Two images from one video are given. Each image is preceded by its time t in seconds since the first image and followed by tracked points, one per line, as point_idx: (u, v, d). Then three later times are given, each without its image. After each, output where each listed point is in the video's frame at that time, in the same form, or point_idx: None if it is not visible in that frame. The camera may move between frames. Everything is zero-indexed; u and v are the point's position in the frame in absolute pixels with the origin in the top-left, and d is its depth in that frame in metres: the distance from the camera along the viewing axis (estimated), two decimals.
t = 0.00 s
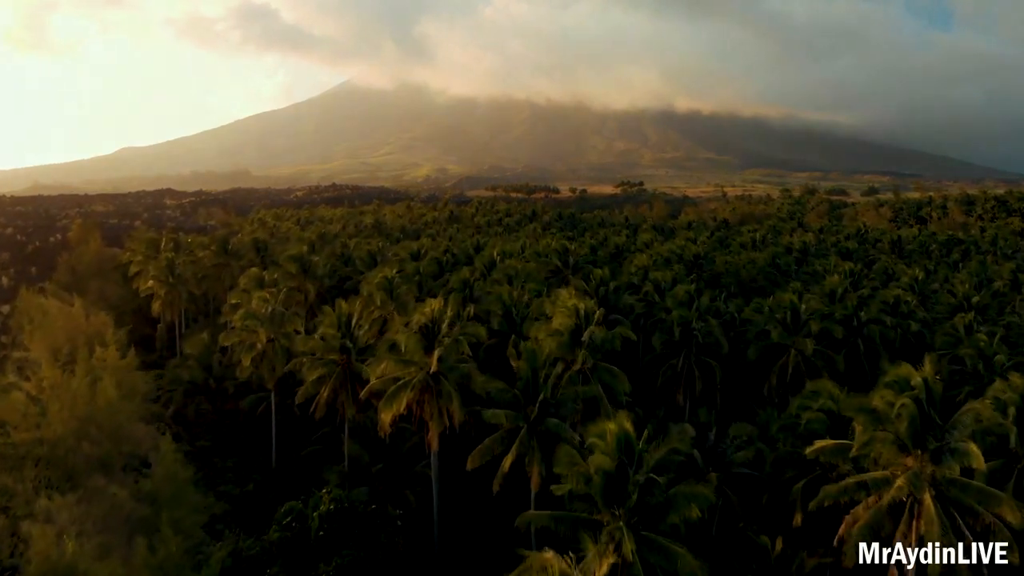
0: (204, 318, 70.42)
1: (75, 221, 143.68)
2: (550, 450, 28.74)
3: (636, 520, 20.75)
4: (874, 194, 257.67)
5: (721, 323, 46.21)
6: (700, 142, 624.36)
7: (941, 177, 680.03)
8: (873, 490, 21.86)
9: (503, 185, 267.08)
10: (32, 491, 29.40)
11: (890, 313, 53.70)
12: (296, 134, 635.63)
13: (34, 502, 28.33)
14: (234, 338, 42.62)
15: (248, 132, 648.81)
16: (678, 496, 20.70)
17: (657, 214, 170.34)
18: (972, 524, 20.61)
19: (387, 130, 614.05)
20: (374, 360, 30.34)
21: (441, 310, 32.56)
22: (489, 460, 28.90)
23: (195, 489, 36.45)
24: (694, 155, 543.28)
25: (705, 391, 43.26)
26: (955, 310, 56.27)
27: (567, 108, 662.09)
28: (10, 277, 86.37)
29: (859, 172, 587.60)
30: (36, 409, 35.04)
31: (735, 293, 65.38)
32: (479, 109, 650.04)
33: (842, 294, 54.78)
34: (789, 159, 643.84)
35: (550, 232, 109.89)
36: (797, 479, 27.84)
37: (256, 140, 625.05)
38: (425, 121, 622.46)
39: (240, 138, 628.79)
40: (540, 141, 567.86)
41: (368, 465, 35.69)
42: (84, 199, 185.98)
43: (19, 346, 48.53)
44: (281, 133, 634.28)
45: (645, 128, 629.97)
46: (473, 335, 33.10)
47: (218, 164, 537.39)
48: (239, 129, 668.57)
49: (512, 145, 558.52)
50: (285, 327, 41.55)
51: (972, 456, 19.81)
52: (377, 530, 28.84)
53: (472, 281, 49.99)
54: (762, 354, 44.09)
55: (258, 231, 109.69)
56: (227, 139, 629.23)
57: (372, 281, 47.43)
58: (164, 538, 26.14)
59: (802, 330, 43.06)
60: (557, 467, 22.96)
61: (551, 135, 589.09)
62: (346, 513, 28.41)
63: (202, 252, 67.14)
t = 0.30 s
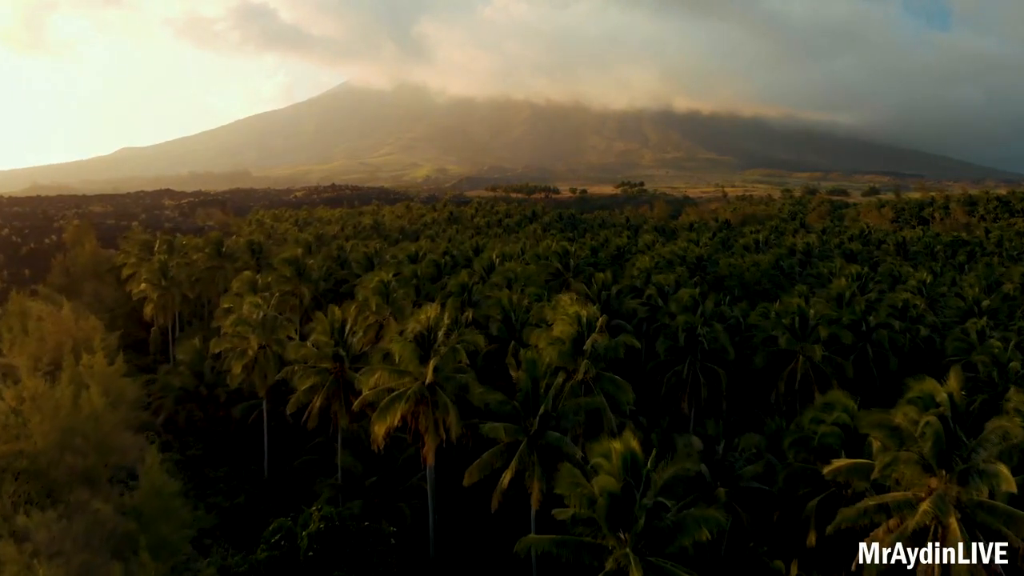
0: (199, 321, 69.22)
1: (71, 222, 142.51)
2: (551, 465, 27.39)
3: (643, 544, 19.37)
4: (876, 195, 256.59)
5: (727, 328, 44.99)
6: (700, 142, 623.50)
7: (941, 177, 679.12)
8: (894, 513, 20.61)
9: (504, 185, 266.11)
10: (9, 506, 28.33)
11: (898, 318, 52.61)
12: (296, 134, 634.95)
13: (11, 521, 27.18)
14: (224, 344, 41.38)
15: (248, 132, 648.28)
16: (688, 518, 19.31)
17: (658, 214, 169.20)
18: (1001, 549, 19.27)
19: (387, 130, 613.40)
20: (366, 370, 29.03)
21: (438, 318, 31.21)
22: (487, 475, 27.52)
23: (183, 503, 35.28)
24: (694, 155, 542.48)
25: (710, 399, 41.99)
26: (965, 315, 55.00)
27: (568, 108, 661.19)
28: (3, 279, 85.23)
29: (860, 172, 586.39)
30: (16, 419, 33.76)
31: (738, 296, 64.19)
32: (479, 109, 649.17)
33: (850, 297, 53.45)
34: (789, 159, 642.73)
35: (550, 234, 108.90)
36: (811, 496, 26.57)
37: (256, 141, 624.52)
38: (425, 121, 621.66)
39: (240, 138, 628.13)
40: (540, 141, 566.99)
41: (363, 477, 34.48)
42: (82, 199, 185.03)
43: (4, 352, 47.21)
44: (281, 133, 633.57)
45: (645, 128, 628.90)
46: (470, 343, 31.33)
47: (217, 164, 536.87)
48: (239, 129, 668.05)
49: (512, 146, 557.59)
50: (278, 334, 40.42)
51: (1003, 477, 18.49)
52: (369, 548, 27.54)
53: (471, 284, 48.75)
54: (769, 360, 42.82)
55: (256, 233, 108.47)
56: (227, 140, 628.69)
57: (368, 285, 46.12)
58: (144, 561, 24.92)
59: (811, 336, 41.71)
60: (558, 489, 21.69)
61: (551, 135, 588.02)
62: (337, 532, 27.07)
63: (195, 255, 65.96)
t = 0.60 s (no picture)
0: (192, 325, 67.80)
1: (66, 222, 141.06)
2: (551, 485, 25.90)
3: None
4: (878, 195, 255.18)
5: (733, 334, 43.60)
6: (700, 142, 622.13)
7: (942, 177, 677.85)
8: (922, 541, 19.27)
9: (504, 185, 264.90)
10: None
11: (907, 323, 51.28)
12: (295, 134, 633.67)
13: None
14: (212, 352, 39.94)
15: (247, 132, 647.27)
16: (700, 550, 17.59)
17: (659, 215, 167.85)
18: None
19: (387, 130, 612.22)
20: (358, 383, 27.51)
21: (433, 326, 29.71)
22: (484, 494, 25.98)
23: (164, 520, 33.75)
24: (694, 155, 541.14)
25: (717, 409, 40.61)
26: (976, 320, 53.57)
27: (568, 108, 659.93)
28: None
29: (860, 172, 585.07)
30: None
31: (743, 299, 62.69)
32: (479, 109, 648.45)
33: (859, 302, 51.95)
34: (790, 159, 641.37)
35: (551, 235, 107.63)
36: (828, 518, 25.26)
37: (256, 140, 623.29)
38: (425, 121, 620.50)
39: (239, 138, 626.91)
40: (540, 141, 565.75)
41: (355, 492, 33.04)
42: (78, 199, 183.57)
43: None
44: (281, 133, 632.41)
45: (645, 128, 627.54)
46: (466, 354, 29.72)
47: (217, 164, 535.71)
48: (239, 129, 666.91)
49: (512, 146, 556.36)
50: (269, 341, 39.18)
51: None
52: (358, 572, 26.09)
53: (469, 289, 47.34)
54: (777, 368, 41.38)
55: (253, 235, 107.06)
56: (227, 139, 627.62)
57: (362, 290, 44.67)
58: None
59: (820, 344, 40.45)
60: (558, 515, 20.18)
61: (551, 134, 586.60)
62: (324, 555, 25.52)
63: (187, 258, 64.47)
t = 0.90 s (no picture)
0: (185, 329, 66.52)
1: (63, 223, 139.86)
2: (552, 506, 24.44)
3: None
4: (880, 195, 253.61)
5: (740, 341, 42.22)
6: (700, 142, 620.93)
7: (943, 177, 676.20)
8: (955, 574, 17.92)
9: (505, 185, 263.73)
10: None
11: (917, 329, 49.86)
12: (295, 134, 632.66)
13: None
14: (200, 361, 38.57)
15: (247, 132, 646.33)
16: None
17: (660, 216, 166.46)
18: None
19: (387, 130, 611.25)
20: (348, 397, 25.96)
21: (428, 337, 28.25)
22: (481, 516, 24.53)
23: (146, 537, 32.40)
24: (694, 155, 539.83)
25: (724, 420, 39.18)
26: (988, 325, 52.11)
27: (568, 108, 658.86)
28: None
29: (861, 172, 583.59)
30: None
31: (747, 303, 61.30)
32: (479, 109, 647.34)
33: (868, 307, 50.37)
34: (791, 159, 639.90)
35: (551, 237, 106.31)
36: (845, 542, 23.92)
37: (255, 140, 622.08)
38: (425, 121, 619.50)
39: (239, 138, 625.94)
40: (540, 141, 564.55)
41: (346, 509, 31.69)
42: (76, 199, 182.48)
43: None
44: (280, 133, 631.42)
45: (645, 128, 626.26)
46: (463, 366, 28.16)
47: (216, 164, 534.65)
48: (239, 129, 666.25)
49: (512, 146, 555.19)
50: (258, 349, 37.63)
51: None
52: None
53: (467, 294, 45.96)
54: (786, 377, 39.96)
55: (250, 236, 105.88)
56: (226, 140, 626.55)
57: (356, 294, 43.23)
58: None
59: (832, 352, 38.75)
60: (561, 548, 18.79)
61: (551, 134, 585.24)
62: None
63: (179, 261, 63.03)
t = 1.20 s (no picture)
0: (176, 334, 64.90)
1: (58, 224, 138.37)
2: (552, 534, 22.69)
3: None
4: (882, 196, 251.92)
5: (748, 350, 40.61)
6: (700, 142, 619.45)
7: (944, 178, 674.83)
8: None
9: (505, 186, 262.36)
10: None
11: (929, 335, 48.41)
12: (295, 134, 631.53)
13: None
14: (184, 372, 36.94)
15: (247, 132, 645.32)
16: None
17: (662, 217, 164.98)
18: None
19: (387, 130, 609.93)
20: (333, 416, 24.35)
21: (420, 349, 26.61)
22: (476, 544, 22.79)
23: (125, 558, 30.75)
24: (694, 155, 538.41)
25: (732, 433, 37.53)
26: (1003, 332, 50.39)
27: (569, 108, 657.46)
28: None
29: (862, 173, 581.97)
30: None
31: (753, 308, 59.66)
32: (480, 109, 646.07)
33: (880, 314, 48.67)
34: (791, 159, 638.32)
35: (552, 239, 104.86)
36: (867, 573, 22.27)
37: (255, 140, 621.00)
38: (425, 121, 618.22)
39: (238, 138, 624.83)
40: (540, 141, 563.17)
41: (335, 531, 30.08)
42: (73, 199, 181.16)
43: None
44: (280, 133, 630.23)
45: (645, 128, 624.71)
46: (458, 381, 26.45)
47: (216, 164, 533.54)
48: (239, 129, 664.90)
49: (512, 146, 553.81)
50: (245, 359, 36.14)
51: None
52: None
53: (464, 300, 44.37)
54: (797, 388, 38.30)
55: (245, 239, 104.32)
56: (226, 140, 625.43)
57: (349, 300, 41.58)
58: None
59: (844, 362, 37.37)
60: None
61: (551, 134, 583.78)
62: None
63: (169, 264, 61.40)
